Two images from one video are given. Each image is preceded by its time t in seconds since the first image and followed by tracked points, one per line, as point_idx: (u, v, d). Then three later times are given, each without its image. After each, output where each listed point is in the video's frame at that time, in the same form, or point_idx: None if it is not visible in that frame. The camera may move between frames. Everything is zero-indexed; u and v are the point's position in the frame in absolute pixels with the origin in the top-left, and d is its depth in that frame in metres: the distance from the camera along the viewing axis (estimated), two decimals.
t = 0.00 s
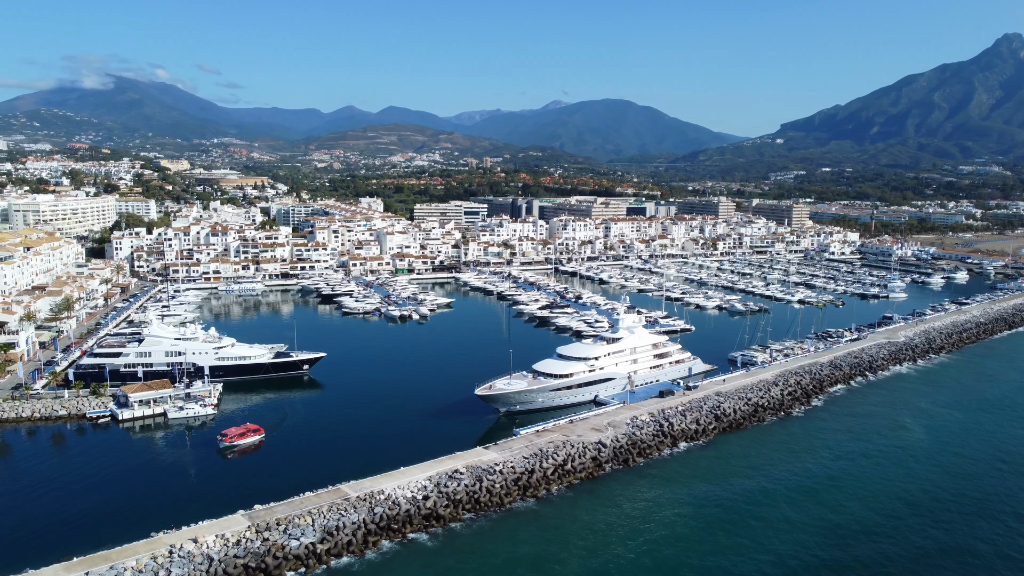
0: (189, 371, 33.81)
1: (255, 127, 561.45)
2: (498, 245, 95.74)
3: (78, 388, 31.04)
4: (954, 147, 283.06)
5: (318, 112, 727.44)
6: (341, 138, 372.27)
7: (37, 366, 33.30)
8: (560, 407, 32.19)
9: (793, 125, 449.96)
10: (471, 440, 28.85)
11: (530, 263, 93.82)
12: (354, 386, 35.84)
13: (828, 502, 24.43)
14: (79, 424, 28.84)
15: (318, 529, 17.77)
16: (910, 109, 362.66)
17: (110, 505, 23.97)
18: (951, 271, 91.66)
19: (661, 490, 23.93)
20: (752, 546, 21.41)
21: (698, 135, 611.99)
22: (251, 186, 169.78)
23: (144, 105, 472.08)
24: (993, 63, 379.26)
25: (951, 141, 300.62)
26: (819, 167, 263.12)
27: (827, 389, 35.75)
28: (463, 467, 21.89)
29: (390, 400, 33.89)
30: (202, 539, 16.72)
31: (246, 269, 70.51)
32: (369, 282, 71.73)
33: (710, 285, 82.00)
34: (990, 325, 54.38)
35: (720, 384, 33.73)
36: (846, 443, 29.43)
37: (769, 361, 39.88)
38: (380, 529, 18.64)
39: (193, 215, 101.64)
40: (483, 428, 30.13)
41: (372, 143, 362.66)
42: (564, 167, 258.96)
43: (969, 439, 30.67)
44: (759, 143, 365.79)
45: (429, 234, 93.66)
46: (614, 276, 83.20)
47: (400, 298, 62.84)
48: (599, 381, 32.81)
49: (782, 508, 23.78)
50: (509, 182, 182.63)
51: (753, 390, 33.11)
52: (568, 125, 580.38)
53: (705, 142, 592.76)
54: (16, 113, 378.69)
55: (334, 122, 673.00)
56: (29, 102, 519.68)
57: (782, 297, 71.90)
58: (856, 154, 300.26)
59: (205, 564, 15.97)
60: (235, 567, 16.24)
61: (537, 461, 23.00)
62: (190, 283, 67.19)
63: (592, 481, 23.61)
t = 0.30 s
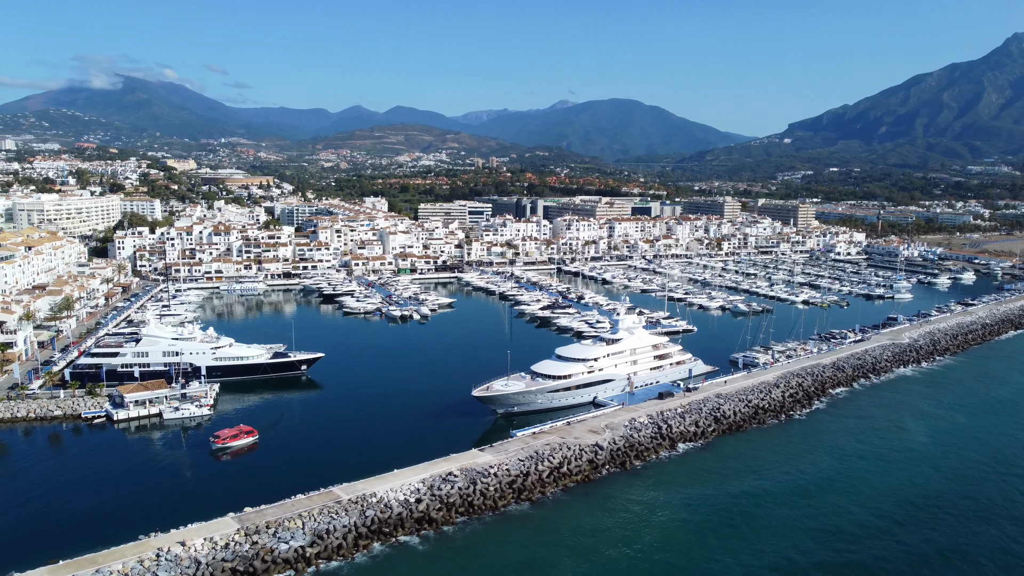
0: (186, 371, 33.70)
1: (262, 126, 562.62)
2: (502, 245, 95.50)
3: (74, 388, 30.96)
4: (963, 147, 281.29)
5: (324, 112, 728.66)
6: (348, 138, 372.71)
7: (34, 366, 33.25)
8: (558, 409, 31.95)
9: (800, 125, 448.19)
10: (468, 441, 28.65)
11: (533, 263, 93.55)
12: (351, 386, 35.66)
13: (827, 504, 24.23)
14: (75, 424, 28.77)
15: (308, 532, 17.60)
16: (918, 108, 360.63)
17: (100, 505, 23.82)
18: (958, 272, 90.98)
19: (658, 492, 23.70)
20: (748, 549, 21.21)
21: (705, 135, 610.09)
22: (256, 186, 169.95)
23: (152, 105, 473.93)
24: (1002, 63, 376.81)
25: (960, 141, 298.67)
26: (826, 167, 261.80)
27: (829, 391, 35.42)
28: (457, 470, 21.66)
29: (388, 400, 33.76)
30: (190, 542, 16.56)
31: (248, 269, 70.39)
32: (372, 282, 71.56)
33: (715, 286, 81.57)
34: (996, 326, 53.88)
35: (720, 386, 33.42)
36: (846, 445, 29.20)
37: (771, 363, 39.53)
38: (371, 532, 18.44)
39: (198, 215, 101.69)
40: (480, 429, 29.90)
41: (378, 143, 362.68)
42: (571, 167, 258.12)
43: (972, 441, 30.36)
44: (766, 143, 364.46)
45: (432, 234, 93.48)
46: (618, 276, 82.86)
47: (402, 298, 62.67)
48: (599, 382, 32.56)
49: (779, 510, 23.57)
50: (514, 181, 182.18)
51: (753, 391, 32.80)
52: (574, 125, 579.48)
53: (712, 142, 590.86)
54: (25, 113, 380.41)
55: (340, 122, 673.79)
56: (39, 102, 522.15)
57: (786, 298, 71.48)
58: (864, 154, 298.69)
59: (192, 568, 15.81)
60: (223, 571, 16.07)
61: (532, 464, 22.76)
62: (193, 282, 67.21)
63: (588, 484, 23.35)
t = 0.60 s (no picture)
0: (181, 371, 33.54)
1: (266, 126, 563.24)
2: (503, 245, 95.24)
3: (68, 388, 30.85)
4: (969, 147, 279.69)
5: (329, 112, 729.38)
6: (352, 138, 372.90)
7: (29, 366, 33.18)
8: (555, 410, 31.73)
9: (805, 125, 446.50)
10: (463, 442, 28.47)
11: (534, 263, 93.31)
12: (348, 387, 35.48)
13: (823, 505, 24.07)
14: (69, 424, 28.68)
15: (297, 536, 17.43)
16: (925, 108, 358.92)
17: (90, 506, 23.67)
18: (963, 273, 90.44)
19: (654, 495, 23.47)
20: (742, 550, 21.06)
21: (710, 135, 608.31)
22: (260, 186, 170.06)
23: (157, 105, 474.90)
24: (1010, 62, 374.58)
25: (967, 141, 296.86)
26: (832, 167, 260.52)
27: (829, 393, 35.14)
28: (449, 472, 21.44)
29: (385, 401, 33.60)
30: (176, 546, 16.40)
31: (248, 269, 70.36)
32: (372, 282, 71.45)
33: (717, 286, 81.21)
34: (1000, 327, 53.43)
35: (719, 388, 33.13)
36: (845, 445, 29.00)
37: (772, 364, 39.22)
38: (360, 536, 18.25)
39: (200, 215, 101.79)
40: (476, 431, 29.68)
41: (383, 142, 362.71)
42: (575, 167, 257.22)
43: (973, 443, 30.12)
44: (771, 143, 363.23)
45: (433, 234, 93.33)
46: (620, 276, 82.56)
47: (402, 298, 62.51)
48: (596, 384, 32.31)
49: (775, 511, 23.40)
50: (518, 181, 181.85)
51: (752, 393, 32.51)
52: (579, 125, 578.38)
53: (717, 142, 589.11)
54: (31, 113, 381.32)
55: (345, 122, 674.32)
56: (45, 102, 523.66)
57: (788, 299, 71.09)
58: (869, 154, 297.25)
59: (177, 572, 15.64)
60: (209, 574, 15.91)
61: (526, 467, 22.55)
62: (193, 282, 67.22)
63: (583, 487, 23.12)
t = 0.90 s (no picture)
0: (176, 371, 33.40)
1: (271, 126, 563.71)
2: (505, 245, 95.06)
3: (61, 389, 30.71)
4: (975, 147, 278.39)
5: (333, 112, 730.19)
6: (356, 138, 373.04)
7: (24, 366, 33.04)
8: (551, 412, 31.51)
9: (810, 125, 445.18)
10: (458, 445, 28.26)
11: (536, 263, 93.14)
12: (344, 387, 35.31)
13: (818, 507, 23.89)
14: (61, 425, 28.57)
15: (284, 539, 17.20)
16: (931, 108, 357.41)
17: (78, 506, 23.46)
18: (967, 273, 90.00)
19: (650, 498, 23.28)
20: (735, 553, 20.90)
21: (714, 135, 607.11)
22: (263, 185, 170.21)
23: (162, 104, 475.82)
24: (1016, 62, 372.78)
25: (973, 141, 295.51)
26: (838, 167, 259.47)
27: (829, 395, 34.85)
28: (441, 475, 21.22)
29: (381, 402, 33.44)
30: (162, 550, 16.20)
31: (248, 268, 70.34)
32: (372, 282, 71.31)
33: (719, 286, 80.91)
34: (1003, 328, 53.04)
35: (717, 390, 32.86)
36: (845, 447, 28.81)
37: (771, 365, 38.95)
38: (349, 539, 18.04)
39: (203, 214, 101.88)
40: (471, 433, 29.45)
41: (386, 142, 362.86)
42: (579, 167, 256.63)
43: (975, 445, 29.86)
44: (776, 143, 362.32)
45: (435, 234, 93.19)
46: (622, 277, 82.33)
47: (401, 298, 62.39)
48: (593, 385, 32.07)
49: (769, 513, 23.23)
50: (521, 181, 181.60)
51: (751, 395, 32.24)
52: (583, 125, 577.66)
53: (722, 142, 587.85)
54: (36, 113, 382.33)
55: (349, 122, 675.03)
56: (51, 102, 525.36)
57: (790, 299, 70.79)
58: (875, 154, 296.14)
59: None
60: None
61: (519, 470, 22.31)
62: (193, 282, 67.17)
63: (577, 490, 22.89)
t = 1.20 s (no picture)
0: (171, 372, 33.27)
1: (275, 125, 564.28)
2: (506, 245, 94.85)
3: (54, 390, 30.58)
4: (982, 147, 277.20)
5: (338, 111, 730.79)
6: (360, 138, 373.24)
7: (19, 366, 32.91)
8: (548, 413, 31.29)
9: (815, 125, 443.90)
10: (453, 447, 28.02)
11: (537, 263, 92.91)
12: (340, 388, 35.14)
13: (812, 507, 23.75)
14: (54, 425, 28.46)
15: (271, 543, 17.01)
16: (937, 107, 355.96)
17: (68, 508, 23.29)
18: (971, 273, 89.48)
19: (645, 501, 23.06)
20: (728, 554, 20.73)
21: (719, 135, 605.81)
22: (266, 185, 170.26)
23: (167, 104, 476.84)
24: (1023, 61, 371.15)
25: (980, 141, 294.13)
26: (843, 167, 258.56)
27: (830, 397, 34.53)
28: (433, 478, 21.02)
29: (377, 402, 33.29)
30: (147, 553, 16.04)
31: (248, 268, 70.29)
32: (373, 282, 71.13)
33: (720, 286, 80.61)
34: (1006, 330, 52.60)
35: (716, 392, 32.57)
36: (845, 449, 28.57)
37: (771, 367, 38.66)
38: (337, 543, 17.85)
39: (204, 214, 101.84)
40: (466, 435, 29.23)
41: (390, 142, 362.83)
42: (583, 167, 256.16)
43: (976, 447, 29.59)
44: (781, 143, 361.32)
45: (436, 234, 93.02)
46: (623, 277, 82.08)
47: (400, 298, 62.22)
48: (589, 387, 31.87)
49: (763, 514, 23.09)
50: (525, 181, 181.36)
51: (749, 397, 31.95)
52: (588, 125, 577.11)
53: (726, 142, 586.73)
54: (41, 113, 383.38)
55: (353, 122, 675.36)
56: (57, 101, 526.97)
57: (792, 299, 70.42)
58: (881, 154, 295.04)
59: None
60: None
61: (513, 472, 22.06)
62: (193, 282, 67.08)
63: (570, 494, 22.64)
